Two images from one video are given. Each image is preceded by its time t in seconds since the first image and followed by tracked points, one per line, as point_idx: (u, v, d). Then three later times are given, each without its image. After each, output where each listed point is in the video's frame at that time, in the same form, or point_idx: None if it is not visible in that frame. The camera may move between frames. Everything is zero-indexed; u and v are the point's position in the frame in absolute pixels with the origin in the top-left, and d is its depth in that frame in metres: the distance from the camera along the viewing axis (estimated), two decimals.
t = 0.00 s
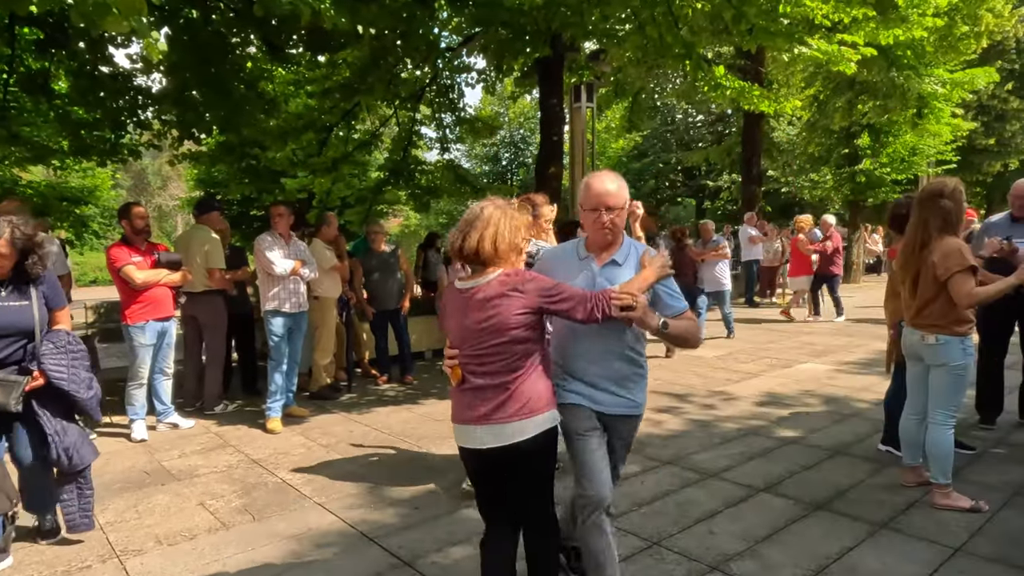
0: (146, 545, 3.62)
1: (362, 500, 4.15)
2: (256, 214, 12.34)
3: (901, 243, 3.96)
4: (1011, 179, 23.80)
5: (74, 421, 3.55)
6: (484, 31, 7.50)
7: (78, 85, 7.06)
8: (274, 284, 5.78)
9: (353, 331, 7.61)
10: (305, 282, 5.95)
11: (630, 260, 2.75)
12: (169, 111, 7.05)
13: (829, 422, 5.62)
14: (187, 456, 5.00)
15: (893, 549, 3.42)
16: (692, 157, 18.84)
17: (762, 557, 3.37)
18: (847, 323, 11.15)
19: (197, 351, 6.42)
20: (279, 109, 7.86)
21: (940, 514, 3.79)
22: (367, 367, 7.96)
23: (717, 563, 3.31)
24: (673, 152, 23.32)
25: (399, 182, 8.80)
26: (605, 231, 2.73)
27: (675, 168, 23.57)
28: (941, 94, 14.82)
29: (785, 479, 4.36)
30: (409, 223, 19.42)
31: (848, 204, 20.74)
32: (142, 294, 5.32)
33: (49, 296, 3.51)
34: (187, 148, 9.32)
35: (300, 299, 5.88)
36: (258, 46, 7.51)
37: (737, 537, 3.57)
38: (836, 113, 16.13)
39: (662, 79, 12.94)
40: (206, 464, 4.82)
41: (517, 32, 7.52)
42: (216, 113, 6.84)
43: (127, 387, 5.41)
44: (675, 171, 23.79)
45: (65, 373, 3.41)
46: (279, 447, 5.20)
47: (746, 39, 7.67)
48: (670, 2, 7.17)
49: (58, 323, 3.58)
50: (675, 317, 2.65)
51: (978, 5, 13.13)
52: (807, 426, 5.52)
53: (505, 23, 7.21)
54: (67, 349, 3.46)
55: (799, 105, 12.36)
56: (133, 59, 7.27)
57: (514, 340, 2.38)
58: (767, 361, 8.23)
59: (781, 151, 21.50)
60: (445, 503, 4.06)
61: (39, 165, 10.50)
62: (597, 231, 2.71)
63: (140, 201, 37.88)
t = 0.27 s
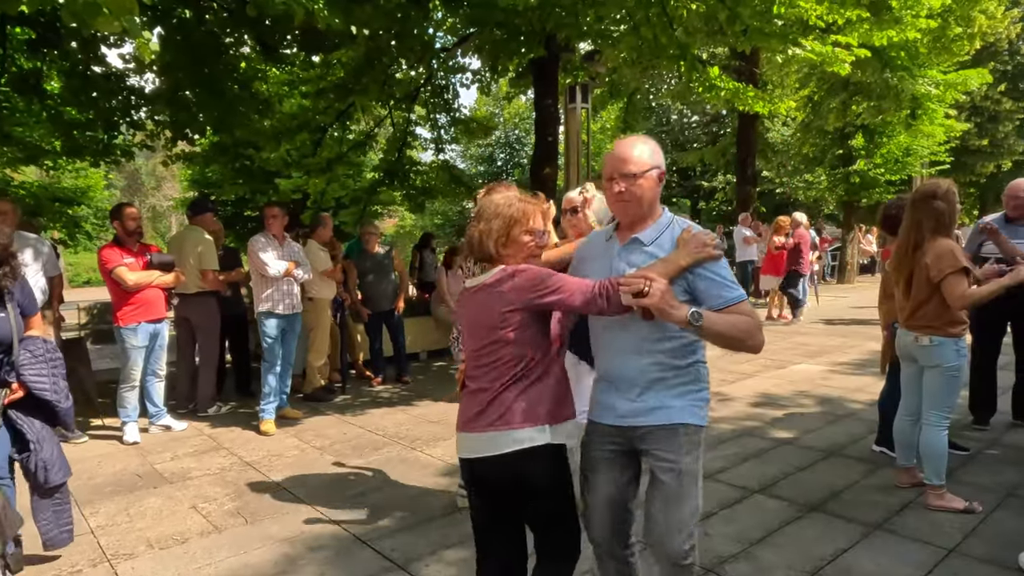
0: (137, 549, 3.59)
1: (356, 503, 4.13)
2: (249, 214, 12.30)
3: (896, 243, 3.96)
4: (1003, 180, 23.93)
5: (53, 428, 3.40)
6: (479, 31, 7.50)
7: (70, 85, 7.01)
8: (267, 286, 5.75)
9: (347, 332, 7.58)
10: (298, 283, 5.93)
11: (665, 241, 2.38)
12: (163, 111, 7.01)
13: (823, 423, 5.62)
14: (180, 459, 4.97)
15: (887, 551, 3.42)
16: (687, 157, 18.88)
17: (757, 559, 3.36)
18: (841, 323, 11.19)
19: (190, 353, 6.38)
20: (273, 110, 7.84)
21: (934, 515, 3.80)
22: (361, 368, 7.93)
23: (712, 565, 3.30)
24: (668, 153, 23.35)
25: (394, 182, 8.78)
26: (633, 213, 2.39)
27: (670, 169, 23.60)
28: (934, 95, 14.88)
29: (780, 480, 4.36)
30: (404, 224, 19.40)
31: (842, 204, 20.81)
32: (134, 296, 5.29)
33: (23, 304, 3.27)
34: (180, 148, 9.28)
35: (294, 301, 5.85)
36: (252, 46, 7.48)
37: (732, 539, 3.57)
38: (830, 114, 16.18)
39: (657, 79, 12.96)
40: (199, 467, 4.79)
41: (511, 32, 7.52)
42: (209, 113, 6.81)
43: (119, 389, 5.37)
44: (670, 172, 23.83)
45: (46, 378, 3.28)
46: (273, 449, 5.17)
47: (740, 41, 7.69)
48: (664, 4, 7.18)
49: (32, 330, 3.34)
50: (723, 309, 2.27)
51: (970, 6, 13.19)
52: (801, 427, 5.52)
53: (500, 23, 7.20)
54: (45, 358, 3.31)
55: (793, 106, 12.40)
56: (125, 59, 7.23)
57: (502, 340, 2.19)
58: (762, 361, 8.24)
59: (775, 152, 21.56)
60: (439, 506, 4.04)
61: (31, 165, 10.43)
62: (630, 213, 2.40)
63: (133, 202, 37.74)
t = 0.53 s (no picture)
0: (131, 552, 3.57)
1: (351, 504, 4.12)
2: (245, 215, 12.26)
3: (890, 244, 3.97)
4: (998, 180, 24.03)
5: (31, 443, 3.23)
6: (474, 31, 7.50)
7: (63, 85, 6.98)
8: (262, 287, 5.73)
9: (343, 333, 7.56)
10: (293, 284, 5.91)
11: (718, 280, 1.76)
12: (157, 111, 6.99)
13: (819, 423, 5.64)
14: (174, 461, 4.94)
15: (883, 551, 3.43)
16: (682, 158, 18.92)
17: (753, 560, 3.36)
18: (836, 324, 11.23)
19: (185, 354, 6.36)
20: (268, 110, 7.82)
21: (929, 515, 3.81)
22: (357, 370, 7.92)
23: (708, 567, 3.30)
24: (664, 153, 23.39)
25: (389, 183, 8.77)
26: (693, 228, 1.82)
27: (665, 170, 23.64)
28: (928, 96, 14.94)
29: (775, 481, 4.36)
30: (400, 224, 19.39)
31: (837, 205, 20.88)
32: (127, 297, 5.26)
33: (7, 317, 3.26)
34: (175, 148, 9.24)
35: (289, 302, 5.83)
36: (246, 46, 7.46)
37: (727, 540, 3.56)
38: (825, 114, 16.22)
39: (653, 80, 12.98)
40: (193, 469, 4.77)
41: (507, 33, 7.52)
42: (204, 113, 6.79)
43: (113, 391, 5.34)
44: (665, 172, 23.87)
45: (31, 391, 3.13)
46: (268, 451, 5.15)
47: (735, 41, 7.71)
48: (659, 4, 7.21)
49: (14, 343, 3.31)
50: (776, 392, 1.61)
51: (964, 8, 13.25)
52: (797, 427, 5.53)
53: (495, 23, 7.20)
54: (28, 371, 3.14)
55: (789, 106, 12.44)
56: (119, 59, 7.20)
57: (534, 377, 2.09)
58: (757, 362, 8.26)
59: (770, 152, 21.62)
60: (435, 508, 4.03)
61: (24, 166, 10.38)
62: (681, 233, 1.84)
63: (128, 202, 37.61)
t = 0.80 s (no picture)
0: (125, 554, 3.55)
1: (346, 506, 4.10)
2: (239, 216, 12.21)
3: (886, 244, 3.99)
4: (991, 181, 24.14)
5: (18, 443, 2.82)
6: (470, 31, 7.50)
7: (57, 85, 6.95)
8: (257, 287, 5.71)
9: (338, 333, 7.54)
10: (289, 284, 5.89)
11: (845, 293, 1.25)
12: (151, 111, 6.96)
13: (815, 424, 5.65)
14: (168, 462, 4.92)
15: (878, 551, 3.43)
16: (678, 158, 18.95)
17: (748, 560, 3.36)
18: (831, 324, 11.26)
19: (179, 355, 6.33)
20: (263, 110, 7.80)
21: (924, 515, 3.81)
22: (352, 370, 7.90)
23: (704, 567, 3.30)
24: (660, 154, 23.42)
25: (385, 183, 8.76)
26: (823, 216, 1.30)
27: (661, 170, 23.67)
28: (923, 97, 14.99)
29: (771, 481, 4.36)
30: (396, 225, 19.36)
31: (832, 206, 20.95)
32: (121, 298, 5.24)
33: None
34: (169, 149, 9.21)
35: (284, 302, 5.81)
36: (241, 46, 7.44)
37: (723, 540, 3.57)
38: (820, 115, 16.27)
39: (648, 81, 12.98)
40: (188, 470, 4.75)
41: (502, 33, 7.52)
42: (199, 114, 6.76)
43: (106, 393, 5.31)
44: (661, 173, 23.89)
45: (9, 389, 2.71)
46: (263, 452, 5.14)
47: (731, 42, 7.73)
48: (655, 5, 7.22)
49: None
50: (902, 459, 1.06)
51: (958, 9, 13.31)
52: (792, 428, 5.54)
53: (491, 24, 7.20)
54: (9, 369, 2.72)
55: (784, 107, 12.47)
56: (113, 59, 7.18)
57: (638, 408, 1.96)
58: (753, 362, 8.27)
59: (765, 153, 21.68)
60: (430, 509, 4.02)
61: (17, 166, 10.33)
62: (812, 228, 1.35)
63: (122, 202, 37.48)
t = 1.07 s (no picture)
0: (119, 556, 3.53)
1: (343, 507, 4.09)
2: (235, 216, 12.17)
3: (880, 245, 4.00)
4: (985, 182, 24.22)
5: None
6: (466, 31, 7.50)
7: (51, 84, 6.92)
8: (253, 287, 5.69)
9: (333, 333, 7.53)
10: (284, 284, 5.87)
11: None
12: (146, 111, 6.95)
13: (810, 424, 5.65)
14: (163, 464, 4.90)
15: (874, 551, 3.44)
16: (673, 159, 18.98)
17: (745, 561, 3.36)
18: (827, 325, 11.28)
19: (174, 356, 6.30)
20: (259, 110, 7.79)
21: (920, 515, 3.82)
22: (348, 371, 7.88)
23: (701, 567, 3.30)
24: (655, 154, 23.44)
25: (381, 183, 8.74)
26: None
27: (656, 171, 23.70)
28: (917, 98, 15.03)
29: (767, 481, 4.37)
30: (392, 225, 19.34)
31: (827, 207, 21.01)
32: (116, 298, 5.21)
33: None
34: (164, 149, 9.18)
35: (280, 302, 5.79)
36: (236, 46, 7.43)
37: (720, 541, 3.57)
38: (815, 116, 16.31)
39: (644, 81, 12.99)
40: (183, 471, 4.73)
41: (498, 34, 7.52)
42: (194, 113, 6.75)
43: (100, 394, 5.29)
44: (657, 174, 23.91)
45: None
46: (259, 453, 5.12)
47: (726, 43, 7.75)
48: (651, 5, 7.22)
49: None
50: None
51: (952, 11, 13.38)
52: (788, 428, 5.54)
53: (487, 24, 7.21)
54: None
55: (779, 108, 12.49)
56: (108, 59, 7.15)
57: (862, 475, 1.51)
58: (749, 363, 8.28)
59: (761, 154, 21.71)
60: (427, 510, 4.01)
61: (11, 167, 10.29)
62: None
63: (116, 203, 37.28)
